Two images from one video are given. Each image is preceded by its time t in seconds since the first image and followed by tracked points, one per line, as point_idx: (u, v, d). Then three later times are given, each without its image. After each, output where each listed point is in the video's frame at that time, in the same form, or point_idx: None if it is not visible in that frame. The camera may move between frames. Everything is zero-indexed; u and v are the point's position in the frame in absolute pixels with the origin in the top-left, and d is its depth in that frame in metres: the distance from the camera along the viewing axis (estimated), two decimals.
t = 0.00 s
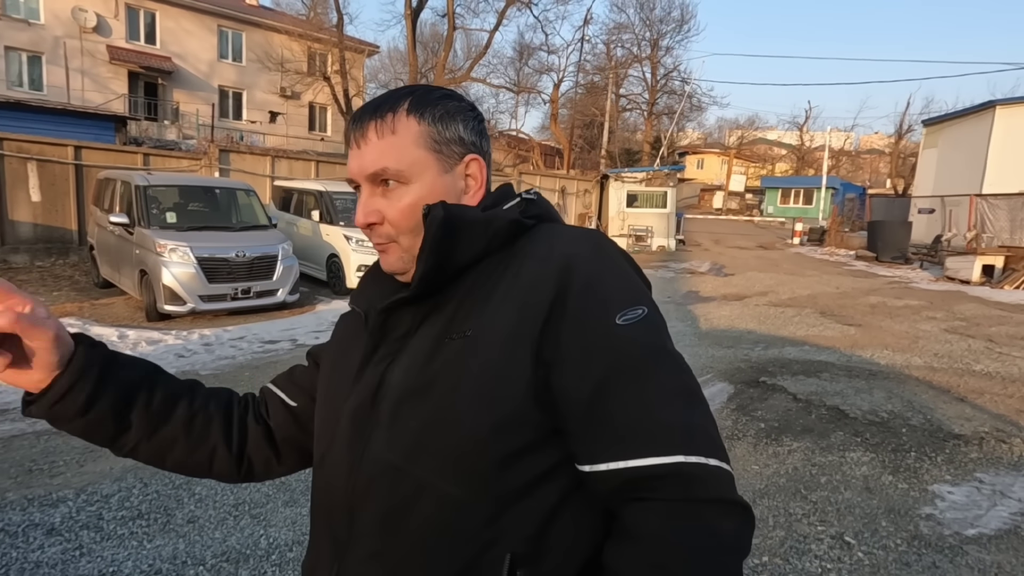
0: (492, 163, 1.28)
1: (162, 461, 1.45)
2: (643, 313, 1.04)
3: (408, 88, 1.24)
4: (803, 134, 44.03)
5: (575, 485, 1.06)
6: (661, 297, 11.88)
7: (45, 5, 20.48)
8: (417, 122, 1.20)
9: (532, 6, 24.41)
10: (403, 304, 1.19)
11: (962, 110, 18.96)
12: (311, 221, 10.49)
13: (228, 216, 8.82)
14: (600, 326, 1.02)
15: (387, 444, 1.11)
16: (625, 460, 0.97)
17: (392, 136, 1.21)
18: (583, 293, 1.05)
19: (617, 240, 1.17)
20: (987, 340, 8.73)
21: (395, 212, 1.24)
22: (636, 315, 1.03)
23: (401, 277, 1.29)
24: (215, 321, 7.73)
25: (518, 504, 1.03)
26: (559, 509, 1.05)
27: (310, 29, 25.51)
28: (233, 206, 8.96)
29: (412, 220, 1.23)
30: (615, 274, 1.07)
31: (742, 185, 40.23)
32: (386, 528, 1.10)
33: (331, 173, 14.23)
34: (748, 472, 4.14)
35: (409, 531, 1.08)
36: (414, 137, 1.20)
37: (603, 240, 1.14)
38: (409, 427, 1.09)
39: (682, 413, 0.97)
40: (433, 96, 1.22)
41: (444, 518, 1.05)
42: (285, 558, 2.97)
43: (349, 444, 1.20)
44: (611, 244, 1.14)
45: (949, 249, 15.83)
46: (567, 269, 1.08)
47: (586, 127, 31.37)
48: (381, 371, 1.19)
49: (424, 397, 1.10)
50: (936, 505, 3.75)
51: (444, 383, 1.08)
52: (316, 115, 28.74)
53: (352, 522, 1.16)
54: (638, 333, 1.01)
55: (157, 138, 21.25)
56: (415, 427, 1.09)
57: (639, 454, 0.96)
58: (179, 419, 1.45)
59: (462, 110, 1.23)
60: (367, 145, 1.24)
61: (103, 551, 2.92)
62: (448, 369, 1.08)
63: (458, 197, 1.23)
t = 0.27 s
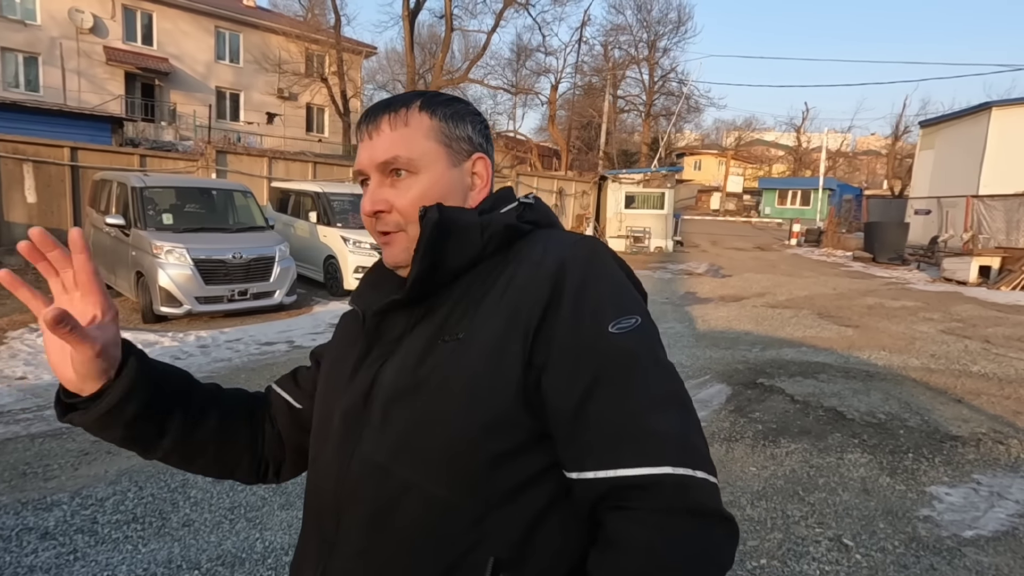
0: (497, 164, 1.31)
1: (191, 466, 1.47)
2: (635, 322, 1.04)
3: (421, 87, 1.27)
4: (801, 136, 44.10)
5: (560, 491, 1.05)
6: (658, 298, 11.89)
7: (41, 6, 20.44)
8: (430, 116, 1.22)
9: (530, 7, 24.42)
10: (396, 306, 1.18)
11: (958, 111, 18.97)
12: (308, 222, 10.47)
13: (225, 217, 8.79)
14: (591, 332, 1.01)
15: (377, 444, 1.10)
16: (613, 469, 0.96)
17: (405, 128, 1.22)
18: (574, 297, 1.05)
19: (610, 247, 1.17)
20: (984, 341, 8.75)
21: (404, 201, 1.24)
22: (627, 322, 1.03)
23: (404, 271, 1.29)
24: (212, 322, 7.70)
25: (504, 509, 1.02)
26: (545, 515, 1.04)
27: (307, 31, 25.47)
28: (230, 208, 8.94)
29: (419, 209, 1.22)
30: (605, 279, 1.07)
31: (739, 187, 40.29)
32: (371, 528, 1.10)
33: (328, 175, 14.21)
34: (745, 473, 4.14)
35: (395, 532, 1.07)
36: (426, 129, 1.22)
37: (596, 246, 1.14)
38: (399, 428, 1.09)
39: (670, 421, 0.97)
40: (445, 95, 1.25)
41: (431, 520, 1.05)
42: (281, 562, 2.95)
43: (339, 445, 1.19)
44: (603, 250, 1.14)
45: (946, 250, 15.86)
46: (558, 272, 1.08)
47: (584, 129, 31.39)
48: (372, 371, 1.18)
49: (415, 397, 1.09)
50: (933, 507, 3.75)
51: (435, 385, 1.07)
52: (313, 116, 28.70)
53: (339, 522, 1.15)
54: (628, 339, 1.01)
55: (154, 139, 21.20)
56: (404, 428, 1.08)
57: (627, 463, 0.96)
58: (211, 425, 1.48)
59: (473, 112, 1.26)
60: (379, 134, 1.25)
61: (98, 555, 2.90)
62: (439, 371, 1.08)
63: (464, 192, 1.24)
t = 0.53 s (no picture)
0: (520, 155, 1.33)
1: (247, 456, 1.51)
2: (635, 322, 1.03)
3: (451, 75, 1.29)
4: (799, 136, 44.18)
5: (553, 485, 1.06)
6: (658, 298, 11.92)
7: (39, 6, 20.40)
8: (458, 104, 1.24)
9: (529, 8, 24.45)
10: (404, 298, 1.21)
11: (956, 111, 19.03)
12: (308, 222, 10.48)
13: (226, 217, 8.80)
14: (587, 330, 1.01)
15: (379, 430, 1.14)
16: (604, 467, 0.97)
17: (434, 114, 1.24)
18: (572, 295, 1.05)
19: (614, 242, 1.16)
20: (982, 341, 8.79)
21: (428, 186, 1.26)
22: (626, 323, 1.02)
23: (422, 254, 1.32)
24: (213, 322, 7.71)
25: (497, 500, 1.04)
26: (536, 506, 1.05)
27: (306, 31, 25.48)
28: (230, 208, 8.95)
29: (441, 195, 1.25)
30: (605, 276, 1.06)
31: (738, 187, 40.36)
32: (372, 510, 1.14)
33: (328, 175, 14.22)
34: (746, 472, 4.16)
35: (394, 513, 1.11)
36: (454, 117, 1.24)
37: (598, 243, 1.12)
38: (399, 416, 1.12)
39: (659, 423, 0.97)
40: (474, 84, 1.27)
41: (426, 508, 1.08)
42: (286, 560, 2.97)
43: (347, 428, 1.23)
44: (606, 248, 1.13)
45: (945, 250, 15.91)
46: (558, 270, 1.08)
47: (583, 129, 31.41)
48: (379, 359, 1.21)
49: (415, 386, 1.12)
50: (934, 505, 3.78)
51: (434, 378, 1.09)
52: (312, 117, 28.70)
53: (344, 502, 1.20)
54: (623, 339, 1.00)
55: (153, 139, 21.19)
56: (404, 417, 1.11)
57: (615, 464, 0.96)
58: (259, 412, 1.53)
59: (501, 104, 1.28)
60: (408, 119, 1.27)
61: (104, 554, 2.92)
62: (439, 362, 1.10)
63: (485, 181, 1.26)
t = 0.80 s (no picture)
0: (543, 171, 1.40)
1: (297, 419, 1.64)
2: (650, 330, 1.08)
3: (479, 99, 1.35)
4: (802, 136, 44.15)
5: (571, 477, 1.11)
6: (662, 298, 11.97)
7: (46, 5, 20.50)
8: (491, 130, 1.30)
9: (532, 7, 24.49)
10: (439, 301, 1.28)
11: (959, 112, 19.04)
12: (315, 221, 10.55)
13: (233, 217, 8.87)
14: (606, 333, 1.07)
15: (415, 419, 1.21)
16: (618, 460, 1.02)
17: (469, 140, 1.30)
18: (593, 303, 1.11)
19: (634, 256, 1.22)
20: (985, 341, 8.83)
21: (466, 209, 1.32)
22: (642, 331, 1.08)
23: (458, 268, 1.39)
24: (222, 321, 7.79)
25: (519, 486, 1.10)
26: (554, 496, 1.10)
27: (310, 30, 25.58)
28: (238, 208, 9.02)
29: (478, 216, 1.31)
30: (625, 287, 1.12)
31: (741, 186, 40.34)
32: (405, 491, 1.22)
33: (333, 174, 14.30)
34: (752, 470, 4.22)
35: (425, 496, 1.18)
36: (488, 142, 1.30)
37: (619, 258, 1.18)
38: (430, 408, 1.19)
39: (670, 422, 1.01)
40: (502, 108, 1.33)
41: (455, 491, 1.14)
42: (302, 553, 3.04)
43: (387, 417, 1.31)
44: (626, 262, 1.19)
45: (948, 250, 15.93)
46: (580, 282, 1.13)
47: (586, 129, 31.44)
48: (417, 355, 1.29)
49: (447, 381, 1.18)
50: (937, 503, 3.84)
51: (464, 375, 1.15)
52: (316, 116, 28.77)
53: (382, 485, 1.28)
54: (641, 346, 1.05)
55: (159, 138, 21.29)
56: (436, 407, 1.18)
57: (629, 454, 1.01)
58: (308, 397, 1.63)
59: (526, 125, 1.35)
60: (445, 144, 1.32)
61: (126, 546, 2.99)
62: (470, 360, 1.16)
63: (518, 201, 1.33)
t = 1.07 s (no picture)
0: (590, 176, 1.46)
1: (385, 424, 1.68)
2: (681, 310, 1.13)
3: (541, 101, 1.42)
4: (822, 135, 43.54)
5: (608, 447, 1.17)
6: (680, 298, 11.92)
7: (75, 9, 21.01)
8: (546, 130, 1.37)
9: (549, 7, 24.52)
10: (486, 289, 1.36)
11: (985, 110, 18.65)
12: (336, 220, 10.70)
13: (258, 215, 9.05)
14: (640, 314, 1.13)
15: (463, 396, 1.30)
16: (652, 425, 1.06)
17: (523, 136, 1.37)
18: (628, 289, 1.17)
19: (667, 247, 1.27)
20: (1012, 344, 8.68)
21: (510, 198, 1.39)
22: (673, 312, 1.12)
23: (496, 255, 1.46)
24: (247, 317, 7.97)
25: (559, 454, 1.17)
26: (591, 462, 1.17)
27: (330, 32, 25.91)
28: (262, 207, 9.20)
29: (519, 207, 1.38)
30: (659, 272, 1.17)
31: (760, 186, 39.91)
32: (455, 461, 1.30)
33: (353, 174, 14.48)
34: (773, 469, 4.23)
35: (472, 465, 1.27)
36: (541, 140, 1.37)
37: (654, 249, 1.24)
38: (476, 386, 1.27)
39: (700, 393, 1.05)
40: (560, 113, 1.40)
41: (500, 459, 1.22)
42: (333, 541, 3.13)
43: (438, 396, 1.39)
44: (661, 251, 1.24)
45: (974, 252, 15.64)
46: (617, 272, 1.19)
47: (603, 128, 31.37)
48: (464, 339, 1.38)
49: (493, 360, 1.26)
50: (963, 504, 3.81)
51: (509, 355, 1.23)
52: (335, 116, 29.09)
53: (433, 458, 1.36)
54: (673, 327, 1.10)
55: (183, 139, 21.72)
56: (482, 385, 1.26)
57: (660, 421, 1.05)
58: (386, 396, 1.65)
59: (579, 131, 1.41)
60: (500, 136, 1.40)
61: (165, 531, 3.11)
62: (513, 341, 1.24)
63: (559, 198, 1.39)
